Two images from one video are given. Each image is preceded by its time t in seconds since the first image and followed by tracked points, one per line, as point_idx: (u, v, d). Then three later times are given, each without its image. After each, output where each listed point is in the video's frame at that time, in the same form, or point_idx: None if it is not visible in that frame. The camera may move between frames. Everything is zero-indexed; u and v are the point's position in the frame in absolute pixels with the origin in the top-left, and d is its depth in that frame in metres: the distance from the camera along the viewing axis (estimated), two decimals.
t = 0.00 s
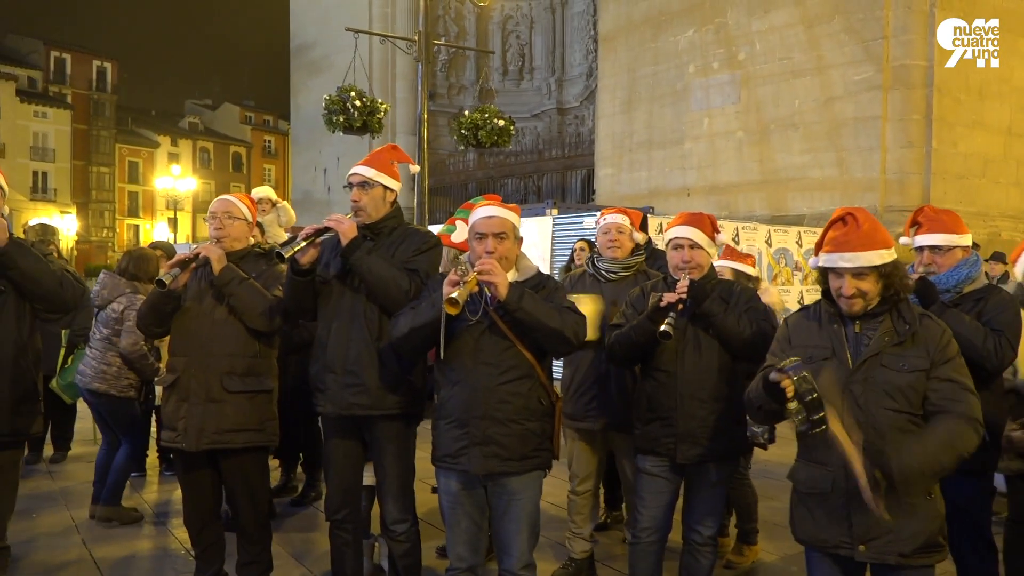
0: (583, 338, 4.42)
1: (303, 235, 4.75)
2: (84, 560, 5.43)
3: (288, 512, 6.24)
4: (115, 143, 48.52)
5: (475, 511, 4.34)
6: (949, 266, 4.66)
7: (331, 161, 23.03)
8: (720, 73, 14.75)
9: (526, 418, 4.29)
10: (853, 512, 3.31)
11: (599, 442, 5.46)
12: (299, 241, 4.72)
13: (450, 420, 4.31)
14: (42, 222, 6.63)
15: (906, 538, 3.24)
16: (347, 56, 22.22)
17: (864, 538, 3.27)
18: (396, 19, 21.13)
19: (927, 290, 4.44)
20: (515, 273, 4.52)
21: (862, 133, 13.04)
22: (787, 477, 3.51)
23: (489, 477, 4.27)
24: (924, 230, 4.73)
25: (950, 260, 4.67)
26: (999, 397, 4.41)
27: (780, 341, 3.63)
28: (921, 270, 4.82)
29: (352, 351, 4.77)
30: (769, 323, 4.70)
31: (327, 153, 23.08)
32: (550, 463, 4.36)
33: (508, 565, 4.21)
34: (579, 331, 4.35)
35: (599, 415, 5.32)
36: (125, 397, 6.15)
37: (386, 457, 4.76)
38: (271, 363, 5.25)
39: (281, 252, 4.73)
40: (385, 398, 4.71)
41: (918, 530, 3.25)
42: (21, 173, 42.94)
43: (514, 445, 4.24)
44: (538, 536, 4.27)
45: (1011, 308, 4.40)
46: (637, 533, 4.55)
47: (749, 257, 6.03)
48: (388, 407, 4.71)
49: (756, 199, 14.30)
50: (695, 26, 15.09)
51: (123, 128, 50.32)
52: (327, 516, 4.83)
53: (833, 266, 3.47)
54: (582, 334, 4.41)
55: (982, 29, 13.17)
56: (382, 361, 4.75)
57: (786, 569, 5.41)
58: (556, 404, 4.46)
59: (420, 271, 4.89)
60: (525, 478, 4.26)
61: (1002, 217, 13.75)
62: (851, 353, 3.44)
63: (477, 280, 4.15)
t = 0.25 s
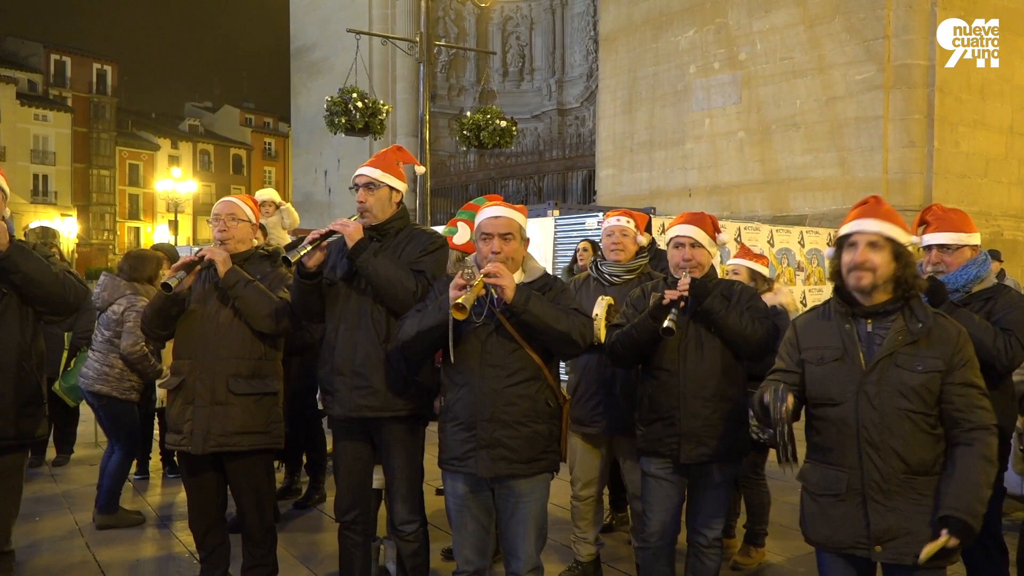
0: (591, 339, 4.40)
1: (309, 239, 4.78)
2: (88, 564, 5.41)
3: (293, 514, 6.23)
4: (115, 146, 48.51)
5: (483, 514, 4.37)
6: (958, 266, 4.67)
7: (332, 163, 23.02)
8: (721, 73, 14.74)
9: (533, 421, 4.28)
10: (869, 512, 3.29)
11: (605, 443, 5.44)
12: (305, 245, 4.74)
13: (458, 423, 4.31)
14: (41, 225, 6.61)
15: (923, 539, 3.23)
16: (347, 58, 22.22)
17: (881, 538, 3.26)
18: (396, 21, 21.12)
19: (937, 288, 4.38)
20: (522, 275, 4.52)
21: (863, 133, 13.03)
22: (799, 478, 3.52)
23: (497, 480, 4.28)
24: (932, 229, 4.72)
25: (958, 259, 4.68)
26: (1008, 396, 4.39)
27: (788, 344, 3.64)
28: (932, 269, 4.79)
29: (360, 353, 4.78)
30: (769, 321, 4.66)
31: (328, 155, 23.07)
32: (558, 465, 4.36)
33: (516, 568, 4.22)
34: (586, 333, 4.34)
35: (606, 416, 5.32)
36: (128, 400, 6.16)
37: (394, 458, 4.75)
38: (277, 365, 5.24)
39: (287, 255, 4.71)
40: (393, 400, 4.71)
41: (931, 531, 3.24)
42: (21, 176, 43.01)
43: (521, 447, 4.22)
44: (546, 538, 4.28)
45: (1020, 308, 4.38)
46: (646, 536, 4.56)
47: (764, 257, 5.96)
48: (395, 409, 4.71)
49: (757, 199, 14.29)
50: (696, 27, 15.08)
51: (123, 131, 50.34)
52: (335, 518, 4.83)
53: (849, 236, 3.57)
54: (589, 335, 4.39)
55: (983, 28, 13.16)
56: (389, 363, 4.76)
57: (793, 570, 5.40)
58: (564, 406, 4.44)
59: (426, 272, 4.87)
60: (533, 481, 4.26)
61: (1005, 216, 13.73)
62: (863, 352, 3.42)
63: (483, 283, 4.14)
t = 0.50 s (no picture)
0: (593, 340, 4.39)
1: (310, 243, 4.79)
2: (88, 565, 5.40)
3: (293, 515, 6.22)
4: (112, 147, 48.44)
5: (485, 515, 4.36)
6: (960, 265, 4.68)
7: (330, 164, 22.99)
8: (720, 73, 14.74)
9: (536, 422, 4.27)
10: (875, 509, 3.29)
11: (607, 443, 5.45)
12: (306, 250, 4.75)
13: (460, 424, 4.30)
14: (40, 226, 6.59)
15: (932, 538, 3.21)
16: (345, 58, 22.20)
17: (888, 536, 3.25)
18: (395, 21, 21.10)
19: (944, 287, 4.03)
20: (524, 274, 4.52)
21: (862, 133, 13.03)
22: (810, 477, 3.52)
23: (500, 482, 4.27)
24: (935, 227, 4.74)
25: (961, 257, 4.68)
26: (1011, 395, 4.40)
27: (798, 341, 3.66)
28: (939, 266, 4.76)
29: (362, 354, 4.76)
30: (763, 318, 4.69)
31: (326, 155, 23.05)
32: (561, 465, 4.35)
33: (519, 569, 4.22)
34: (589, 334, 4.32)
35: (608, 417, 5.34)
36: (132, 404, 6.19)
37: (397, 458, 4.75)
38: (278, 365, 5.22)
39: (288, 260, 4.70)
40: (396, 400, 4.71)
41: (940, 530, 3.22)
42: (18, 177, 43.00)
43: (523, 449, 4.21)
44: (549, 540, 4.28)
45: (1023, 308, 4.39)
46: (647, 536, 4.55)
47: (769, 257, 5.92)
48: (398, 410, 4.71)
49: (756, 199, 14.29)
50: (694, 26, 15.07)
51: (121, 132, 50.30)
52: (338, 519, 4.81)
53: (869, 223, 3.62)
54: (592, 335, 4.37)
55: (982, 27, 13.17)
56: (390, 363, 4.75)
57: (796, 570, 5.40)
58: (568, 407, 4.44)
59: (428, 272, 4.87)
60: (535, 482, 4.26)
61: (1004, 215, 13.73)
62: (873, 347, 3.42)
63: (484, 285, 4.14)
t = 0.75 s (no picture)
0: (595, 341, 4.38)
1: (311, 243, 4.77)
2: (89, 567, 5.40)
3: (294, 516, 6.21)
4: (111, 148, 48.45)
5: (488, 518, 4.36)
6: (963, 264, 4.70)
7: (329, 165, 22.99)
8: (719, 73, 14.75)
9: (538, 423, 4.27)
10: (892, 516, 3.30)
11: (608, 444, 5.44)
12: (307, 249, 4.73)
13: (462, 424, 4.29)
14: (39, 228, 6.58)
15: (950, 543, 3.24)
16: (345, 59, 22.21)
17: (905, 542, 3.27)
18: (394, 22, 21.10)
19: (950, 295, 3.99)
20: (525, 274, 4.51)
21: (862, 133, 13.03)
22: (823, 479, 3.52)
23: (501, 484, 4.26)
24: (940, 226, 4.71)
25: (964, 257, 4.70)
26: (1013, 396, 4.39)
27: (816, 345, 3.61)
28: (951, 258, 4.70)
29: (363, 355, 4.76)
30: (760, 318, 4.69)
31: (325, 157, 23.06)
32: (563, 466, 4.35)
33: (522, 572, 4.22)
34: (591, 333, 4.31)
35: (608, 419, 5.33)
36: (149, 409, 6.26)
37: (398, 460, 4.75)
38: (279, 367, 5.22)
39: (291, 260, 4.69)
40: (397, 400, 4.71)
41: (958, 535, 3.26)
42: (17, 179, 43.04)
43: (524, 449, 4.21)
44: (552, 541, 4.28)
45: None
46: (646, 536, 4.55)
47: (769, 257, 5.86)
48: (399, 411, 4.71)
49: (756, 199, 14.29)
50: (693, 27, 15.08)
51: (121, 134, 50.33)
52: (338, 521, 4.81)
53: (889, 233, 3.56)
54: (593, 335, 4.36)
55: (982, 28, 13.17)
56: (391, 363, 4.74)
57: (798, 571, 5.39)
58: (569, 407, 4.45)
59: (429, 273, 4.87)
60: (537, 483, 4.25)
61: (1003, 215, 13.72)
62: (894, 354, 3.40)
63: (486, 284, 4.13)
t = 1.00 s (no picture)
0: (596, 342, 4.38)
1: (314, 243, 4.78)
2: (91, 568, 5.40)
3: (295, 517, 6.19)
4: (113, 150, 48.48)
5: (489, 518, 4.35)
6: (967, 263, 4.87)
7: (330, 166, 23.00)
8: (720, 74, 14.75)
9: (539, 424, 4.27)
10: (900, 512, 3.30)
11: (610, 444, 5.43)
12: (310, 249, 4.74)
13: (463, 425, 4.30)
14: (41, 230, 6.57)
15: (954, 544, 3.20)
16: (346, 60, 22.21)
17: (910, 539, 3.26)
18: (395, 23, 21.11)
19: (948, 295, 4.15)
20: (529, 276, 4.51)
21: (863, 133, 13.03)
22: (839, 475, 3.54)
23: (502, 484, 4.26)
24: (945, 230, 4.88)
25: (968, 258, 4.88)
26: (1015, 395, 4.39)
27: (837, 339, 3.62)
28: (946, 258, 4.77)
29: (365, 356, 4.77)
30: (761, 320, 4.69)
31: (326, 158, 23.07)
32: (564, 467, 4.35)
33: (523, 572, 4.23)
34: (592, 335, 4.31)
35: (609, 418, 5.32)
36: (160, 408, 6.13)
37: (400, 460, 4.75)
38: (280, 368, 5.22)
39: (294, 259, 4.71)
40: (398, 401, 4.71)
41: (966, 536, 3.21)
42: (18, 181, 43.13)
43: (525, 451, 4.21)
44: (553, 543, 4.28)
45: None
46: (647, 538, 4.56)
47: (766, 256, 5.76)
48: (400, 412, 4.70)
49: (757, 200, 14.29)
50: (695, 27, 15.08)
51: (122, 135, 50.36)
52: (340, 521, 4.81)
53: (910, 229, 3.52)
54: (595, 337, 4.36)
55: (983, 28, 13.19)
56: (393, 365, 4.74)
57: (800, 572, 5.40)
58: (571, 408, 4.46)
59: (431, 275, 4.87)
60: (539, 485, 4.25)
61: (1004, 215, 13.72)
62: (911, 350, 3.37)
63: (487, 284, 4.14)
